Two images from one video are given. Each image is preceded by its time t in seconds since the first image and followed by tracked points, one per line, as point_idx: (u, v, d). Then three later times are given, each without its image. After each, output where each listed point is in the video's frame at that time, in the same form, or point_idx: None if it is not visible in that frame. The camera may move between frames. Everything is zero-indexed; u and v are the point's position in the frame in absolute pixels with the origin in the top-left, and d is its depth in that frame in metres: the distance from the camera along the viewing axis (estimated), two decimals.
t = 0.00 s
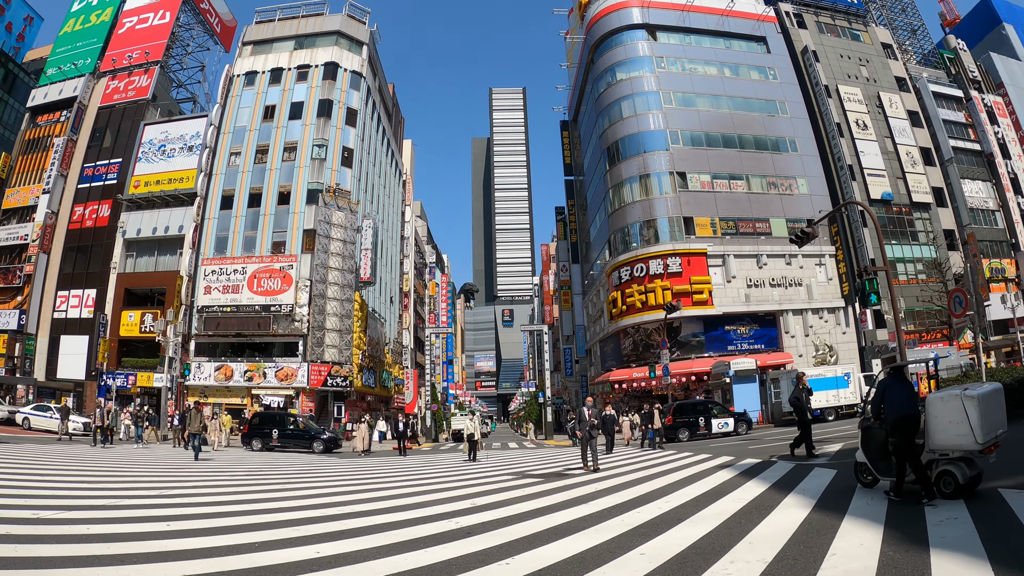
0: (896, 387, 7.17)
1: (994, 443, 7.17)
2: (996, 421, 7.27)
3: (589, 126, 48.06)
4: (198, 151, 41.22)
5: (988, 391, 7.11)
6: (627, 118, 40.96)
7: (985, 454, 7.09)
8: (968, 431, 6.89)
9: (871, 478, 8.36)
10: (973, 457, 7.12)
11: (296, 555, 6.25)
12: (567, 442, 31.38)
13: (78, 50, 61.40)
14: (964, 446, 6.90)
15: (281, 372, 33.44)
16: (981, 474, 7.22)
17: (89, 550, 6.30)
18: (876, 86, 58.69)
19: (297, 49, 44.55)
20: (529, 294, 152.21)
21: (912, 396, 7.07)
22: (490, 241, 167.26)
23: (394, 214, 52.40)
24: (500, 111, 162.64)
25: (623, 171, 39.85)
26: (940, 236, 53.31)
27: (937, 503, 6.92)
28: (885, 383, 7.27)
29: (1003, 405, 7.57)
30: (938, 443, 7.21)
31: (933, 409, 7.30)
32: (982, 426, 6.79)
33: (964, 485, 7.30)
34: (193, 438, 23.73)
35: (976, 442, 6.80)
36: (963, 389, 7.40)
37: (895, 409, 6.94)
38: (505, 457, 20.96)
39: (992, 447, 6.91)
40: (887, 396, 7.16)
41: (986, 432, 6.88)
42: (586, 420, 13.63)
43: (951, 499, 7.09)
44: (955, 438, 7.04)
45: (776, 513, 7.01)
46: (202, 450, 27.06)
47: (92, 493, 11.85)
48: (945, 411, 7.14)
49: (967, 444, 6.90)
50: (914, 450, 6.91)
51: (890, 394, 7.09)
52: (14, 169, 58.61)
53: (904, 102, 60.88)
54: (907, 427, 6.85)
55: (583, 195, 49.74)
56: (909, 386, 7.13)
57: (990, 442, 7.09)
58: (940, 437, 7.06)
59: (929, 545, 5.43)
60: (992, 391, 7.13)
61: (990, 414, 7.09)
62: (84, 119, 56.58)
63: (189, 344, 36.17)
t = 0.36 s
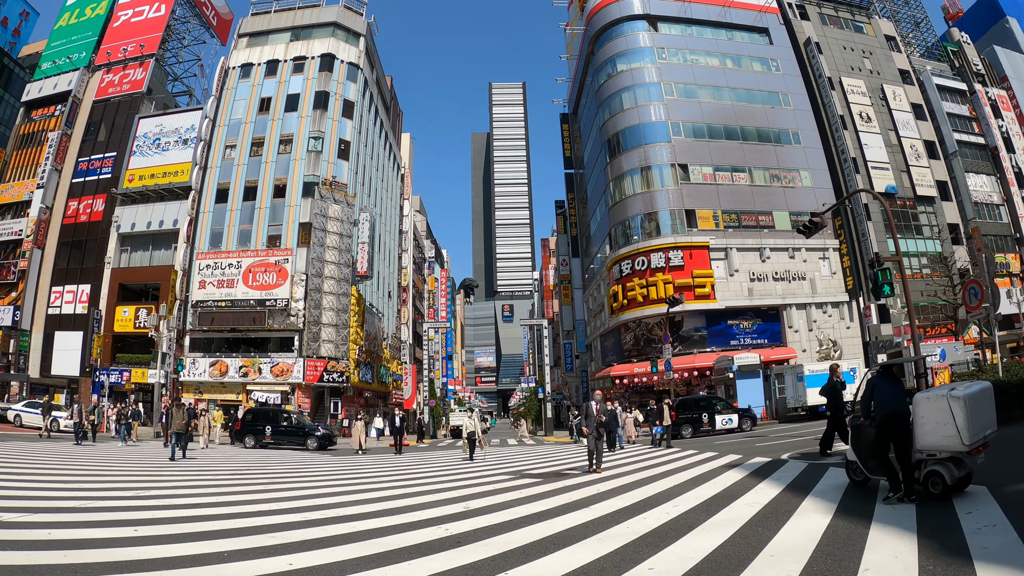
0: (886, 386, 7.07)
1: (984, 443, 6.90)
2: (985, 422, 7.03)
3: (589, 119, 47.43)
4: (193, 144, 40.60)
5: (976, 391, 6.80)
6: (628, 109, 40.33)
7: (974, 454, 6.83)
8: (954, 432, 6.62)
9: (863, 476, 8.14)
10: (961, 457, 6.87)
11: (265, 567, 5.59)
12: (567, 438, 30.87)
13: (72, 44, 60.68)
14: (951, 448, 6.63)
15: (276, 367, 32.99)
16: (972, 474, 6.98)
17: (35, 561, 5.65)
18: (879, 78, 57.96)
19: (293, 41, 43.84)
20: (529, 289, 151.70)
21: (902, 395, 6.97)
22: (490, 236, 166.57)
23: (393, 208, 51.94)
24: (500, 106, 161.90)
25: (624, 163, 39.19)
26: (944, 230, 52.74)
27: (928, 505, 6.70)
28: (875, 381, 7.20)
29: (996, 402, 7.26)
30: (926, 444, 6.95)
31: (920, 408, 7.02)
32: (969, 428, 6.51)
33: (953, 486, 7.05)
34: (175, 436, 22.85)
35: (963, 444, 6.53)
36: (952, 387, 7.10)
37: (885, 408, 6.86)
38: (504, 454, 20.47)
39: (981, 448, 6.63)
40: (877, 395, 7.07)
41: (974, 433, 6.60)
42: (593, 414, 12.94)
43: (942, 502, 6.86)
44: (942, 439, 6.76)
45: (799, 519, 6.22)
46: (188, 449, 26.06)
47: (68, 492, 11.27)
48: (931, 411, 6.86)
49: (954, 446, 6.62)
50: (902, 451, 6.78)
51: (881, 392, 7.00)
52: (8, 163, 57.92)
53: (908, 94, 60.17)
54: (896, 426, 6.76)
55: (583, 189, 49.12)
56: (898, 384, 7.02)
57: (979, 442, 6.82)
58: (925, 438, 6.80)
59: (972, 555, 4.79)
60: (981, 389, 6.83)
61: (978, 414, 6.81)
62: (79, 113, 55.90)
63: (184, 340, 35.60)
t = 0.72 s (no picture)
0: (874, 383, 6.99)
1: (974, 440, 6.94)
2: (976, 417, 7.03)
3: (590, 112, 46.85)
4: (188, 136, 40.00)
5: (965, 388, 6.86)
6: (629, 100, 39.69)
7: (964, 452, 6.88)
8: (945, 430, 6.66)
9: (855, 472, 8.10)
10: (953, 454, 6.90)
11: None
12: (568, 434, 30.41)
13: (68, 37, 60.03)
14: (941, 445, 6.67)
15: (272, 362, 32.44)
16: (963, 471, 6.96)
17: None
18: (883, 70, 57.26)
19: (290, 32, 43.16)
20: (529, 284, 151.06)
21: (893, 390, 6.90)
22: (490, 232, 165.84)
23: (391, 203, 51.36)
24: (500, 101, 161.11)
25: (625, 155, 38.58)
26: (949, 224, 52.13)
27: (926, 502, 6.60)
28: (863, 378, 7.05)
29: (986, 400, 7.30)
30: (915, 440, 6.99)
31: (910, 405, 7.06)
32: (958, 425, 6.56)
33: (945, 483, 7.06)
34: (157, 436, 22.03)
35: (953, 441, 6.57)
36: (941, 385, 7.16)
37: (875, 404, 6.79)
38: (504, 451, 19.99)
39: (970, 446, 6.67)
40: (866, 392, 6.98)
41: (964, 430, 6.65)
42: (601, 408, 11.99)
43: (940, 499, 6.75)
44: (933, 436, 6.79)
45: (826, 526, 5.59)
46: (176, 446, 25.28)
47: (46, 491, 10.76)
48: (921, 408, 6.90)
49: (944, 443, 6.66)
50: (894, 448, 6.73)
51: (870, 389, 6.92)
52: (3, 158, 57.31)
53: (912, 87, 59.47)
54: (887, 423, 6.70)
55: (584, 182, 48.50)
56: (890, 380, 6.95)
57: (969, 439, 6.86)
58: (916, 435, 6.82)
59: None
60: (971, 387, 6.90)
61: (968, 412, 6.85)
62: (74, 107, 55.25)
63: (179, 335, 35.04)
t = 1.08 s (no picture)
0: (861, 379, 6.88)
1: (965, 436, 6.67)
2: (964, 413, 6.77)
3: (590, 104, 46.24)
4: (183, 129, 39.41)
5: (954, 382, 6.59)
6: (630, 92, 39.08)
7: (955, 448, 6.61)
8: (932, 426, 6.41)
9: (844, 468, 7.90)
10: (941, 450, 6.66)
11: None
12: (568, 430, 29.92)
13: (63, 31, 59.42)
14: (928, 442, 6.44)
15: (267, 358, 31.97)
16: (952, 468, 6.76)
17: None
18: (887, 63, 56.61)
19: (286, 24, 42.51)
20: (529, 280, 150.65)
21: (879, 387, 6.80)
22: (490, 227, 165.33)
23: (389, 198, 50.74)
24: (500, 96, 160.31)
25: (626, 147, 37.98)
26: (953, 218, 51.51)
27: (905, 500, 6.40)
28: (849, 375, 6.89)
29: (975, 395, 7.05)
30: (903, 437, 6.76)
31: (897, 401, 6.82)
32: (946, 421, 6.31)
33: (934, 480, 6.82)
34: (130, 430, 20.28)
35: (941, 438, 6.32)
36: (930, 379, 6.90)
37: (862, 400, 6.68)
38: (502, 448, 19.49)
39: (959, 442, 6.42)
40: (854, 388, 6.86)
41: (951, 427, 6.41)
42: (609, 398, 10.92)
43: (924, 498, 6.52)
44: (920, 432, 6.57)
45: (855, 533, 4.96)
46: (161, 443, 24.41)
47: (22, 488, 10.24)
48: (907, 404, 6.66)
49: (931, 440, 6.41)
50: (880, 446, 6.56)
51: (857, 386, 6.80)
52: None
53: (915, 80, 58.81)
54: (874, 419, 6.58)
55: (584, 175, 47.94)
56: (877, 375, 6.84)
57: (959, 435, 6.61)
58: (903, 432, 6.60)
59: None
60: (960, 381, 6.63)
61: (957, 407, 6.60)
62: (69, 100, 54.62)
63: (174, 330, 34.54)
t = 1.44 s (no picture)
0: (854, 375, 6.68)
1: (956, 436, 6.65)
2: (955, 413, 6.76)
3: (590, 97, 45.59)
4: (177, 123, 38.77)
5: (945, 381, 6.56)
6: (631, 84, 38.44)
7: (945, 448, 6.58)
8: (924, 426, 6.40)
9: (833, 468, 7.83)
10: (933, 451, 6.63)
11: None
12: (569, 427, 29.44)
13: (58, 25, 58.78)
14: (920, 442, 6.41)
15: (263, 354, 31.51)
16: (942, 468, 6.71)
17: None
18: (890, 56, 55.91)
19: (282, 15, 41.81)
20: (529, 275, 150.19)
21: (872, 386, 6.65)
22: (490, 223, 164.68)
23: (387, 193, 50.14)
24: (500, 92, 159.40)
25: (627, 139, 37.37)
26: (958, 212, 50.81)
27: (918, 504, 6.04)
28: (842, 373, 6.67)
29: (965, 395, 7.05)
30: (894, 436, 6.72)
31: (887, 401, 6.77)
32: (938, 421, 6.30)
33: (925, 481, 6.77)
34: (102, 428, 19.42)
35: (932, 438, 6.32)
36: (921, 378, 6.87)
37: (853, 400, 6.50)
38: (501, 446, 18.99)
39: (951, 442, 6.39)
40: (845, 387, 6.69)
41: (943, 426, 6.40)
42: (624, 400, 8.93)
43: (938, 501, 6.18)
44: (911, 432, 6.54)
45: (886, 549, 4.51)
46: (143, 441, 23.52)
47: None
48: (899, 403, 6.62)
49: (923, 440, 6.38)
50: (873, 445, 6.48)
51: (848, 384, 6.62)
52: None
53: (919, 73, 58.12)
54: (866, 419, 6.42)
55: (584, 169, 47.33)
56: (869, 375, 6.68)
57: (951, 435, 6.58)
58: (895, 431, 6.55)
59: None
60: (951, 381, 6.59)
61: (949, 406, 6.57)
62: (63, 95, 53.98)
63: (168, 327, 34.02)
